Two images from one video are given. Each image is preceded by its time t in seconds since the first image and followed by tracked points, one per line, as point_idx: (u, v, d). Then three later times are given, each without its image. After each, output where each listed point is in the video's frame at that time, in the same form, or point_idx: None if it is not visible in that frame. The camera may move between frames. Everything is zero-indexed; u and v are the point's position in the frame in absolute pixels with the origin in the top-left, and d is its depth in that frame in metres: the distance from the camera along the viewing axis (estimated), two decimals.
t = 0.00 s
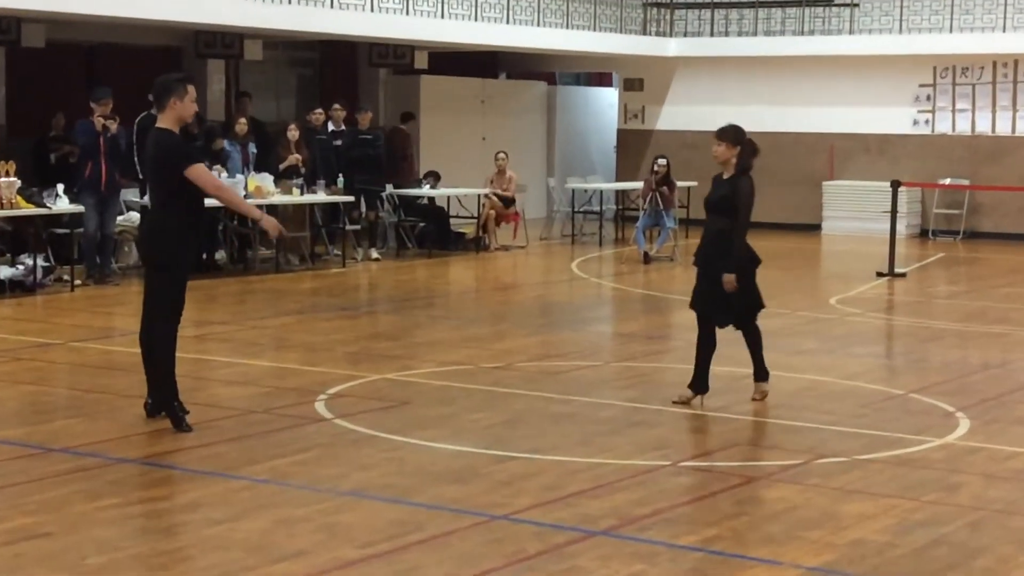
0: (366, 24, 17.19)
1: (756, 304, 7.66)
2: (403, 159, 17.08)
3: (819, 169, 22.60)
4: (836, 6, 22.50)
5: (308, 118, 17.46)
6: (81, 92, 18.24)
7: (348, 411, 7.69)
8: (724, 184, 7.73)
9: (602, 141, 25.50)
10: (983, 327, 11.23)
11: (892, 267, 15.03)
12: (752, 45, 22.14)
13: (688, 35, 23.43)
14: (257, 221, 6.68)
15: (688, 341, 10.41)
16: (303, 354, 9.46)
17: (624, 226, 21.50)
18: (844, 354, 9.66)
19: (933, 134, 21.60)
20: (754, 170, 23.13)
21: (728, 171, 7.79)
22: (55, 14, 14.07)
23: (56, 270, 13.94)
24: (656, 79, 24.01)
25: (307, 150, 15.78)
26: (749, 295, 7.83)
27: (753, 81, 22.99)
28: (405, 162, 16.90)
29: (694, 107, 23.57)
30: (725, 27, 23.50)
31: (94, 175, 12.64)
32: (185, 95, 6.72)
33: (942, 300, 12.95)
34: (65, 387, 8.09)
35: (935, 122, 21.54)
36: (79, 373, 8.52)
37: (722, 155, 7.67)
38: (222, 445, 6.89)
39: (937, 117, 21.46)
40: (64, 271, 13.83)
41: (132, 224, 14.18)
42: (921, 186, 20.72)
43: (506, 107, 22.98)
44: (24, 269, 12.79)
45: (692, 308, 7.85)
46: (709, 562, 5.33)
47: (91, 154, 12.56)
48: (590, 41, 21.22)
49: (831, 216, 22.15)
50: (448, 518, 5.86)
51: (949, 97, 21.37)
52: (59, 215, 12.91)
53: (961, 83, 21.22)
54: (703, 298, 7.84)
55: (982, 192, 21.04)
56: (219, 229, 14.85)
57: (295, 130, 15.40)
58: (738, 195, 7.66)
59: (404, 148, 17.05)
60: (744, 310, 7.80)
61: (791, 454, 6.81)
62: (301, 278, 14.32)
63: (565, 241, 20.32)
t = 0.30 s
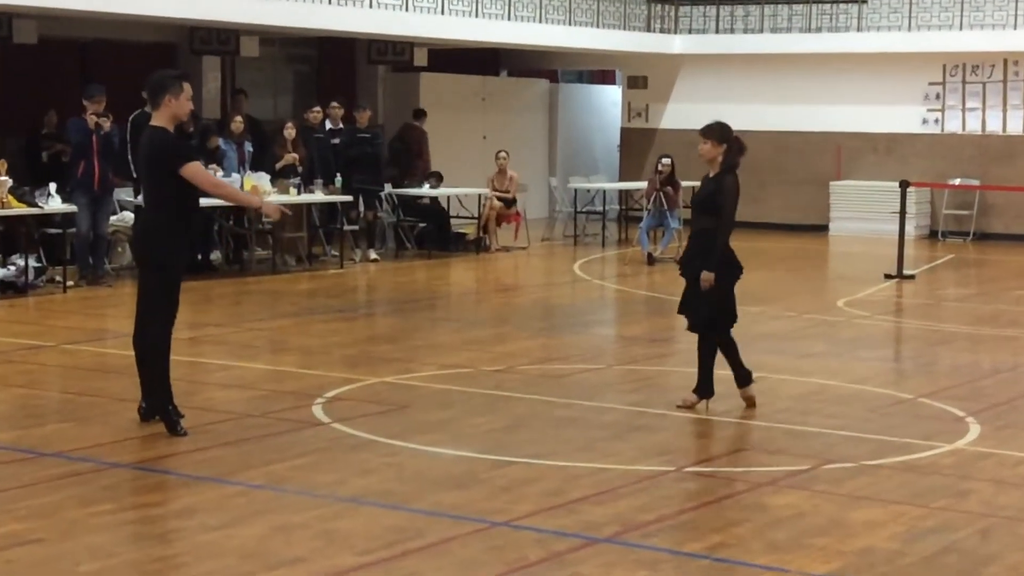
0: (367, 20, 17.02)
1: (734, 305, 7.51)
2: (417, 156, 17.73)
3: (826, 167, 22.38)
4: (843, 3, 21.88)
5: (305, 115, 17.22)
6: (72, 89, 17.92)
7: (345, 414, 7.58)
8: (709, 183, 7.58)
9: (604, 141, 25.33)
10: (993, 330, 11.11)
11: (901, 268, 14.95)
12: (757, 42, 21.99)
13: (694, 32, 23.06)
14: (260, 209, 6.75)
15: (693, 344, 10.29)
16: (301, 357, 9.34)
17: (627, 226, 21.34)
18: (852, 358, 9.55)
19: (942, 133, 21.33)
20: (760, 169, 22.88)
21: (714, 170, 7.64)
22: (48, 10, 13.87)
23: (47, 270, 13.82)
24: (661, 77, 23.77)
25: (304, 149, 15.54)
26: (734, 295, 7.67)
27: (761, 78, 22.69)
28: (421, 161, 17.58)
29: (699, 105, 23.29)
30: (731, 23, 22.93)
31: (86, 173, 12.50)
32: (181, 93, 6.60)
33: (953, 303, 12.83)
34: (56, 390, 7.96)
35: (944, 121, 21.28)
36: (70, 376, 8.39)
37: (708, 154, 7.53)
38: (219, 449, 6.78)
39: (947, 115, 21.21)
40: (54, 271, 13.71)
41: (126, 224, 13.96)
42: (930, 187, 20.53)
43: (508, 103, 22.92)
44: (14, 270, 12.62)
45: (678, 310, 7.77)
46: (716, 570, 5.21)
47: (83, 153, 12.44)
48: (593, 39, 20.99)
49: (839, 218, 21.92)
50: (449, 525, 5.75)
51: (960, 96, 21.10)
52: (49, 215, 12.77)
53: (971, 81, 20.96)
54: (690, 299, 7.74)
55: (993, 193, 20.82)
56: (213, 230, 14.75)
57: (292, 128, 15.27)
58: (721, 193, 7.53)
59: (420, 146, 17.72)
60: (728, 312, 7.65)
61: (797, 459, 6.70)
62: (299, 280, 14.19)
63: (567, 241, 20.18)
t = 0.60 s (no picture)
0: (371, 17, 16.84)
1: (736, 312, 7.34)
2: (433, 157, 17.74)
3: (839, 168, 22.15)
4: None
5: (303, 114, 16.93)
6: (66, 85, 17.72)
7: (343, 424, 7.40)
8: (706, 186, 7.42)
9: (611, 142, 25.15)
10: (1011, 337, 10.91)
11: (917, 273, 14.75)
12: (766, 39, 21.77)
13: (703, 30, 22.85)
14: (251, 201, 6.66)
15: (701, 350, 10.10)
16: (298, 365, 9.17)
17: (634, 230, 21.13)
18: (865, 365, 9.36)
19: (959, 133, 21.09)
20: (770, 170, 22.65)
21: (710, 171, 7.49)
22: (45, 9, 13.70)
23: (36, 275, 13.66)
24: (669, 76, 23.55)
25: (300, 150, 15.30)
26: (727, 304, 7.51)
27: (772, 78, 22.47)
28: (437, 162, 17.59)
29: (709, 105, 23.07)
30: (741, 20, 22.72)
31: (77, 175, 12.38)
32: (172, 93, 6.44)
33: (970, 309, 12.63)
34: (46, 399, 7.79)
35: (962, 120, 21.05)
36: (60, 384, 8.22)
37: (705, 155, 7.39)
38: (214, 459, 6.60)
39: (964, 115, 20.98)
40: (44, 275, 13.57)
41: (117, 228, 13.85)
42: (947, 190, 20.31)
43: (511, 104, 22.74)
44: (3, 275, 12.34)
45: (668, 318, 7.47)
46: None
47: (74, 154, 12.32)
48: (599, 36, 20.79)
49: (853, 221, 21.71)
50: (451, 538, 5.57)
51: (976, 95, 20.87)
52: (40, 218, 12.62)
53: (988, 80, 20.73)
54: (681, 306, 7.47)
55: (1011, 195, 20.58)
56: (204, 234, 14.58)
57: (288, 129, 15.10)
58: (719, 196, 7.37)
59: (436, 147, 17.71)
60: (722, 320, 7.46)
61: (809, 470, 6.52)
62: (297, 285, 14.01)
63: (572, 245, 19.99)
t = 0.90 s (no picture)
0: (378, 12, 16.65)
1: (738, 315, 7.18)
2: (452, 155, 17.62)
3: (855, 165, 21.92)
4: None
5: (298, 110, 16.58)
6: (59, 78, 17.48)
7: (344, 430, 7.22)
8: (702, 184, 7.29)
9: (620, 138, 24.94)
10: None
11: (936, 274, 14.57)
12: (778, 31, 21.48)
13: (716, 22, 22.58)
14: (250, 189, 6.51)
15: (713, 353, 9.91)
16: (298, 369, 8.99)
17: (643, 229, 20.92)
18: (882, 369, 9.16)
19: (980, 129, 20.89)
20: (783, 167, 22.43)
21: (704, 170, 7.38)
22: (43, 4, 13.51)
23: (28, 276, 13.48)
24: (678, 69, 23.15)
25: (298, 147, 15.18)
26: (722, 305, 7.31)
27: (785, 73, 22.24)
28: (453, 160, 17.43)
29: (722, 100, 22.84)
30: (754, 12, 22.47)
31: (68, 173, 12.24)
32: (166, 88, 6.28)
33: (990, 310, 12.44)
34: (37, 404, 7.62)
35: (984, 116, 20.85)
36: (52, 389, 8.04)
37: (699, 153, 7.26)
38: (211, 467, 6.43)
39: (985, 110, 20.78)
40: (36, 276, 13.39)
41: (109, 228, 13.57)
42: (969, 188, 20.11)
43: (514, 100, 22.50)
44: None
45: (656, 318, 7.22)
46: None
47: (65, 151, 12.17)
48: (608, 29, 20.58)
49: (870, 220, 21.52)
50: (455, 548, 5.38)
51: (997, 90, 20.64)
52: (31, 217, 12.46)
53: (1009, 74, 20.49)
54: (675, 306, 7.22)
55: None
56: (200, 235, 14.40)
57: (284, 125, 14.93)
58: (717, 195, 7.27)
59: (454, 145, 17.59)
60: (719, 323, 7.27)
61: (824, 478, 6.33)
62: (295, 286, 13.83)
63: (580, 245, 19.80)
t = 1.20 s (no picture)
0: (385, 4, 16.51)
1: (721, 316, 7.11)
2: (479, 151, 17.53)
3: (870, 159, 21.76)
4: None
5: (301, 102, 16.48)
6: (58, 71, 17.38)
7: (349, 430, 7.11)
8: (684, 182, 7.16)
9: (629, 133, 24.80)
10: None
11: (954, 271, 14.42)
12: (790, 24, 21.36)
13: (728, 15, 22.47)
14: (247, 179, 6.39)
15: (726, 352, 9.77)
16: (302, 368, 8.88)
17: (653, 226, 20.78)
18: (898, 369, 9.03)
19: (999, 123, 20.71)
20: (798, 162, 22.27)
21: (686, 167, 7.26)
22: None
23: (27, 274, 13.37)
24: (692, 64, 23.08)
25: (301, 140, 15.17)
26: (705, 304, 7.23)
27: (799, 66, 22.10)
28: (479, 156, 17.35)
29: (735, 95, 22.71)
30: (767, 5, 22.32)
31: (66, 169, 12.15)
32: (166, 82, 6.18)
33: (1009, 308, 12.29)
34: (35, 404, 7.51)
35: (1001, 109, 20.68)
36: (51, 388, 7.93)
37: (679, 149, 7.15)
38: (212, 467, 6.32)
39: (1002, 103, 20.60)
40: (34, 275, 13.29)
41: (108, 224, 13.64)
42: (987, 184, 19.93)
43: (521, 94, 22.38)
44: None
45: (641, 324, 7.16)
46: None
47: (64, 147, 12.08)
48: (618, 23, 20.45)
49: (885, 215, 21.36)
50: (462, 550, 5.27)
51: (1017, 83, 20.47)
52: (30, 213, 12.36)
53: None
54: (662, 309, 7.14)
55: None
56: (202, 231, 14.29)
57: (289, 118, 14.81)
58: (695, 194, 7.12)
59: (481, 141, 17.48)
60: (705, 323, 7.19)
61: (838, 480, 6.21)
62: (300, 283, 13.72)
63: (589, 242, 19.65)
